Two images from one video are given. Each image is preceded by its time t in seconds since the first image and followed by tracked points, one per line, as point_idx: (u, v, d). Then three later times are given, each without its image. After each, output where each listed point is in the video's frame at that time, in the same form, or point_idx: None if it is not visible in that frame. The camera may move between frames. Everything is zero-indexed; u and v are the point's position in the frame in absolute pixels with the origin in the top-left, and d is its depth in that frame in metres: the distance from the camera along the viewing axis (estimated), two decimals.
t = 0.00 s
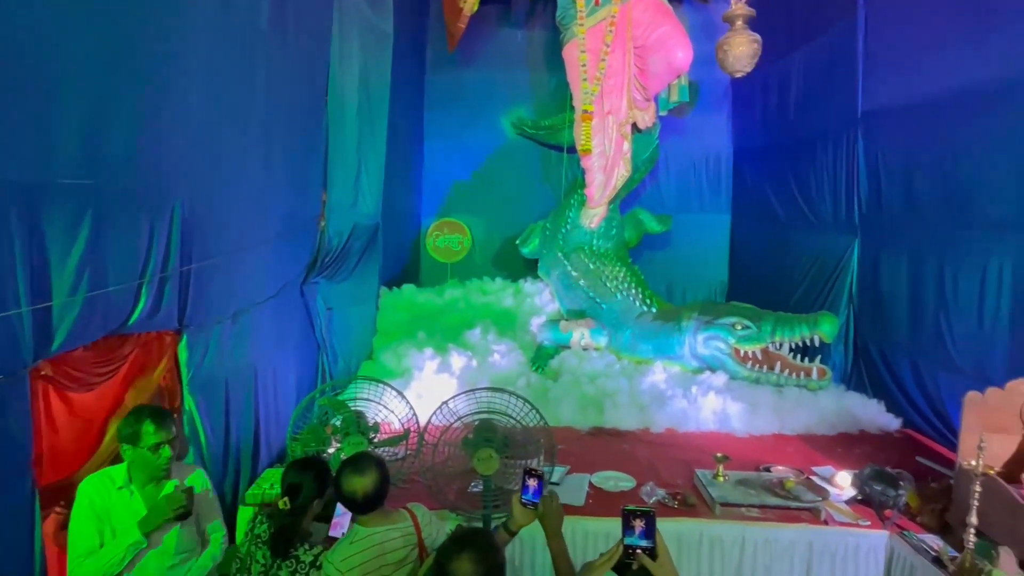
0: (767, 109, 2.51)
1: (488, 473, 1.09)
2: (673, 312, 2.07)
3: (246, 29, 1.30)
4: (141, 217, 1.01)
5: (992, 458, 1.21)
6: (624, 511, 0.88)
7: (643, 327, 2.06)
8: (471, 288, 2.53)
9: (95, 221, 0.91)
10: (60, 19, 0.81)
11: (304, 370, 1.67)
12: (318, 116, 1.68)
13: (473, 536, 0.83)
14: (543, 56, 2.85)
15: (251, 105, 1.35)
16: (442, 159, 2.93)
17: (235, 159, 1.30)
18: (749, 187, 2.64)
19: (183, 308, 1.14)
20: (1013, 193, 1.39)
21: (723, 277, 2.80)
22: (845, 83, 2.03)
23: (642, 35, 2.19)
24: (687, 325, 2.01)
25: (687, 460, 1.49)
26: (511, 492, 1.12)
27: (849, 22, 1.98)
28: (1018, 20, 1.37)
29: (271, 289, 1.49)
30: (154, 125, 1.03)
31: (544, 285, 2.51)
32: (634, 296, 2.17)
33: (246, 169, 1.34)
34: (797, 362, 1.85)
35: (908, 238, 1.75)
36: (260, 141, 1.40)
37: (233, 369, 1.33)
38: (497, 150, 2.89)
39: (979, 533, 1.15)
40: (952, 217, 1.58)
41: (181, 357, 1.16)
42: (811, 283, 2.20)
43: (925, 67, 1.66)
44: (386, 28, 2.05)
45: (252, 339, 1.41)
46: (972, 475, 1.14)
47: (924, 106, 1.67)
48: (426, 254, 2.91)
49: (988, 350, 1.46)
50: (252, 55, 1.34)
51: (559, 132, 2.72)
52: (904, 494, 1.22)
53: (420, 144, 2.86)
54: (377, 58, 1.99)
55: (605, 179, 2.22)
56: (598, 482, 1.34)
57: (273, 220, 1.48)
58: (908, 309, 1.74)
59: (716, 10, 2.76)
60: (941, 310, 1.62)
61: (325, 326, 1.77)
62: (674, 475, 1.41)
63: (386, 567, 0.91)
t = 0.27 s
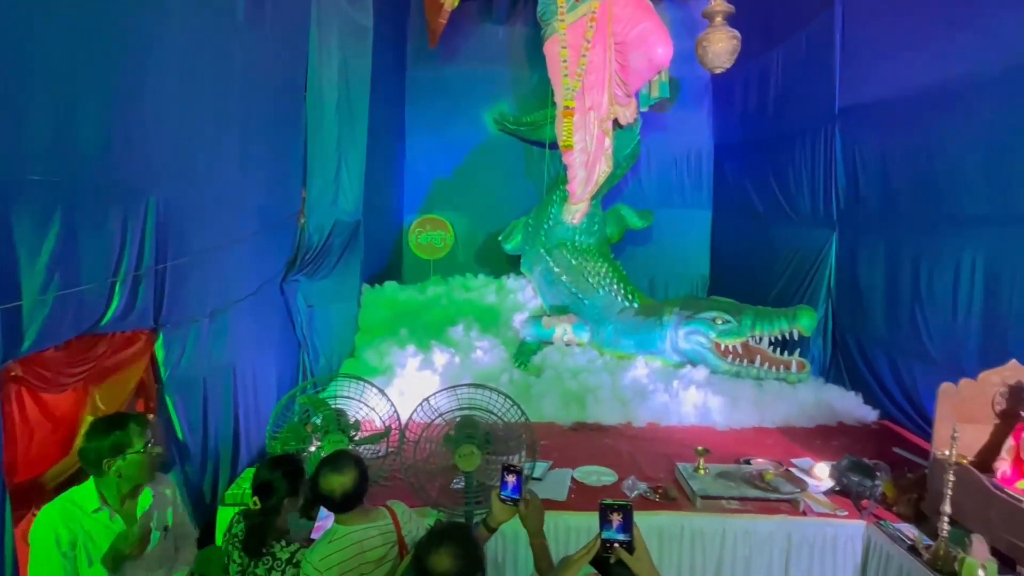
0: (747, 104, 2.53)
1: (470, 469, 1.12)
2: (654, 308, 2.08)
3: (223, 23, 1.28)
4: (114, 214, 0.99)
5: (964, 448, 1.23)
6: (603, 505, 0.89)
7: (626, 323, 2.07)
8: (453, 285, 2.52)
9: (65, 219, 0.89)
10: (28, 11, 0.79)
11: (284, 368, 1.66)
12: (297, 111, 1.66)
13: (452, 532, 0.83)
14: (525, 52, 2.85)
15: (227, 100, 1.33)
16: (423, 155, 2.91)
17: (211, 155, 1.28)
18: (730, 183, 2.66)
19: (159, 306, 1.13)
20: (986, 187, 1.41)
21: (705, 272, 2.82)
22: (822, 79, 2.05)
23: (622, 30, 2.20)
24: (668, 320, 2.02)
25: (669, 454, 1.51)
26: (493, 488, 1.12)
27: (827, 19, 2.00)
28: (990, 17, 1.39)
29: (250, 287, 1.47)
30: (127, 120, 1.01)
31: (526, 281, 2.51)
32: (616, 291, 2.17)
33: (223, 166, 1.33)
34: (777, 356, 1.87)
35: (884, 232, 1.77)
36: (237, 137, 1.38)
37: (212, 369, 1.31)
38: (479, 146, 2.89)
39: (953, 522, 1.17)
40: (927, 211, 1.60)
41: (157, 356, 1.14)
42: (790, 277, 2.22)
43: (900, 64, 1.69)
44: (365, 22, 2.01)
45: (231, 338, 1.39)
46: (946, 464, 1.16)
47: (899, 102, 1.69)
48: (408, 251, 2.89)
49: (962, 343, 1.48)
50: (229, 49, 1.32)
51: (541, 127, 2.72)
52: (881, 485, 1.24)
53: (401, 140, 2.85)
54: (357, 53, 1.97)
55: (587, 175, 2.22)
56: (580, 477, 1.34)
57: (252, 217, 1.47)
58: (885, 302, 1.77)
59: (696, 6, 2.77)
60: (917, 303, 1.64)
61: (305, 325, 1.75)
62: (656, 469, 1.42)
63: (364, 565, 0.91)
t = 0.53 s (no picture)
0: (727, 101, 2.55)
1: (450, 467, 1.10)
2: (635, 303, 2.09)
3: (197, 18, 1.26)
4: (85, 212, 0.98)
5: (936, 438, 1.25)
6: (578, 500, 0.89)
7: (607, 319, 2.08)
8: (435, 283, 2.51)
9: (35, 217, 0.87)
10: None
11: (263, 368, 1.64)
12: (274, 108, 1.65)
13: (428, 528, 0.82)
14: (505, 49, 2.84)
15: (203, 96, 1.31)
16: (404, 152, 2.90)
17: (186, 152, 1.26)
18: (710, 179, 2.68)
19: (133, 305, 1.11)
20: (958, 182, 1.44)
21: (686, 268, 2.84)
22: (799, 76, 2.07)
23: (602, 27, 2.21)
24: (649, 315, 2.03)
25: (649, 449, 1.52)
26: (474, 485, 1.12)
27: (803, 17, 2.02)
28: (962, 14, 1.42)
29: (228, 285, 1.46)
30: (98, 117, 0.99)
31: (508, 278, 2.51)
32: (597, 287, 2.18)
33: (198, 163, 1.31)
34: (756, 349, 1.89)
35: (860, 227, 1.80)
36: (212, 134, 1.37)
37: (188, 368, 1.30)
38: (460, 143, 2.88)
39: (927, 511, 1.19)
40: (901, 206, 1.63)
41: (131, 356, 1.13)
42: (769, 273, 2.25)
43: (874, 61, 1.71)
44: (344, 19, 1.95)
45: (208, 337, 1.38)
46: (920, 454, 1.19)
47: (874, 98, 1.72)
48: (390, 249, 2.88)
49: (936, 336, 1.51)
50: (203, 45, 1.30)
51: (522, 124, 2.72)
52: (857, 476, 1.26)
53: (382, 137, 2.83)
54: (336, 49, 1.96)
55: (568, 171, 2.22)
56: (561, 473, 1.35)
57: (229, 215, 1.45)
58: (862, 296, 1.80)
59: (676, 3, 2.78)
60: (892, 296, 1.67)
61: (285, 323, 1.73)
62: (636, 464, 1.43)
63: (341, 565, 0.90)
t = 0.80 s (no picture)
0: (705, 99, 2.57)
1: (429, 465, 1.09)
2: (615, 300, 2.10)
3: (171, 14, 1.25)
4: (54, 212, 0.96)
5: (908, 430, 1.27)
6: (548, 497, 0.90)
7: (587, 316, 2.09)
8: (416, 281, 2.51)
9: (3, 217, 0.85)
10: None
11: (241, 368, 1.62)
12: (250, 105, 1.63)
13: (403, 525, 0.82)
14: (485, 46, 2.84)
15: (177, 93, 1.29)
16: (384, 150, 2.88)
17: (160, 150, 1.24)
18: (689, 176, 2.70)
19: (105, 306, 1.10)
20: (930, 179, 1.47)
21: (666, 265, 2.86)
22: (776, 74, 2.09)
23: (581, 25, 2.21)
24: (628, 312, 2.04)
25: (629, 444, 1.52)
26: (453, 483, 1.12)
27: (779, 16, 2.05)
28: (934, 14, 1.44)
29: (204, 284, 1.44)
30: (68, 115, 0.98)
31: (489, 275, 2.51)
32: (577, 285, 2.19)
33: (173, 161, 1.29)
34: (733, 344, 1.91)
35: (835, 223, 1.82)
36: (188, 132, 1.35)
37: (163, 369, 1.28)
38: (440, 141, 2.87)
39: (900, 501, 1.21)
40: (875, 203, 1.66)
41: (103, 358, 1.10)
42: (748, 269, 2.27)
43: (849, 59, 1.73)
44: (320, 14, 1.97)
45: (184, 338, 1.36)
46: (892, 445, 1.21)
47: (848, 96, 1.74)
48: (371, 247, 2.86)
49: (910, 331, 1.54)
50: (178, 42, 1.28)
51: (502, 122, 2.72)
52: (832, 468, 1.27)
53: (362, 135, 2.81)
54: (314, 46, 1.94)
55: (548, 169, 2.22)
56: (542, 471, 1.35)
57: (205, 214, 1.43)
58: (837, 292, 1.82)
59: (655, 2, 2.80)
60: (867, 292, 1.69)
61: (263, 323, 1.72)
62: (616, 459, 1.44)
63: (318, 565, 0.90)
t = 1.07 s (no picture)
0: (684, 97, 2.59)
1: (408, 464, 1.08)
2: (596, 297, 2.11)
3: (143, 11, 1.23)
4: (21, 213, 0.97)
5: (881, 422, 1.29)
6: (521, 496, 0.90)
7: (568, 313, 2.09)
8: (398, 279, 2.50)
9: None
10: None
11: (219, 368, 1.61)
12: (226, 103, 1.61)
13: (379, 525, 0.82)
14: (465, 44, 2.83)
15: (151, 90, 1.28)
16: (363, 148, 2.86)
17: (133, 148, 1.22)
18: (669, 174, 2.72)
19: (76, 306, 1.10)
20: (902, 177, 1.49)
21: (647, 262, 2.88)
22: (753, 72, 2.11)
23: (560, 22, 2.21)
24: (609, 309, 2.05)
25: (610, 440, 1.53)
26: (434, 481, 1.11)
27: (756, 15, 2.07)
28: (905, 14, 1.47)
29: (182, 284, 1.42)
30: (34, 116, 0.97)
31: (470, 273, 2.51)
32: (558, 282, 2.19)
33: (148, 159, 1.28)
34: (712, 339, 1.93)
35: (811, 220, 1.85)
36: (162, 130, 1.33)
37: (138, 370, 1.26)
38: (420, 139, 2.86)
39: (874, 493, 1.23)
40: (849, 200, 1.69)
41: (74, 359, 1.12)
42: (726, 265, 2.29)
43: (824, 58, 1.76)
44: (297, 10, 1.93)
45: (163, 338, 1.33)
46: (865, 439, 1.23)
47: (823, 95, 1.77)
48: (351, 246, 2.85)
49: (883, 326, 1.56)
50: (151, 39, 1.26)
51: (483, 120, 2.72)
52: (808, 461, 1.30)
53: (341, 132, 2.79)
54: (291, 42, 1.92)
55: (528, 166, 2.22)
56: (523, 467, 1.35)
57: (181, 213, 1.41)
58: (813, 287, 1.85)
59: None
60: (842, 287, 1.72)
61: (240, 323, 1.69)
62: (597, 455, 1.45)
63: (294, 568, 0.90)
